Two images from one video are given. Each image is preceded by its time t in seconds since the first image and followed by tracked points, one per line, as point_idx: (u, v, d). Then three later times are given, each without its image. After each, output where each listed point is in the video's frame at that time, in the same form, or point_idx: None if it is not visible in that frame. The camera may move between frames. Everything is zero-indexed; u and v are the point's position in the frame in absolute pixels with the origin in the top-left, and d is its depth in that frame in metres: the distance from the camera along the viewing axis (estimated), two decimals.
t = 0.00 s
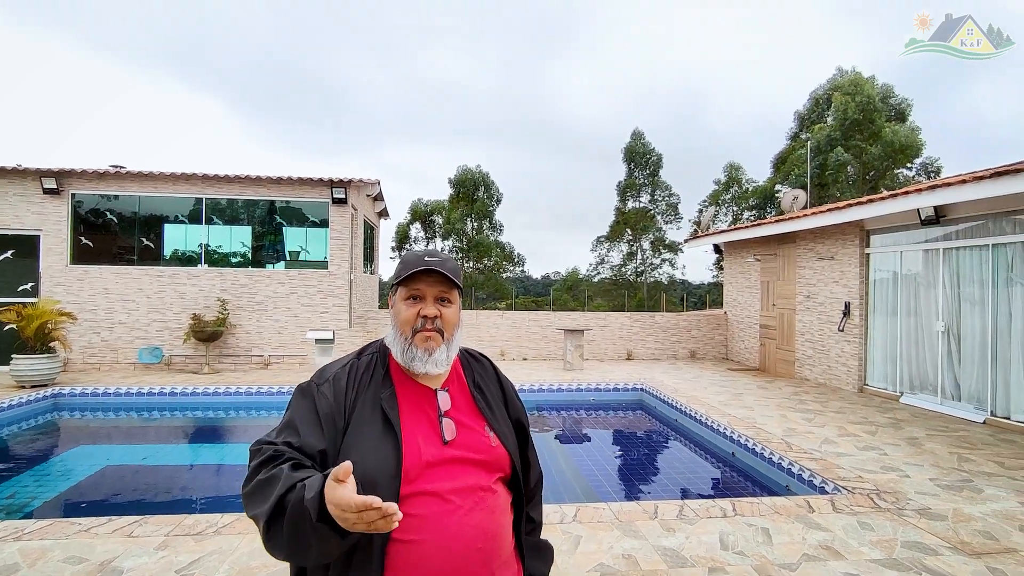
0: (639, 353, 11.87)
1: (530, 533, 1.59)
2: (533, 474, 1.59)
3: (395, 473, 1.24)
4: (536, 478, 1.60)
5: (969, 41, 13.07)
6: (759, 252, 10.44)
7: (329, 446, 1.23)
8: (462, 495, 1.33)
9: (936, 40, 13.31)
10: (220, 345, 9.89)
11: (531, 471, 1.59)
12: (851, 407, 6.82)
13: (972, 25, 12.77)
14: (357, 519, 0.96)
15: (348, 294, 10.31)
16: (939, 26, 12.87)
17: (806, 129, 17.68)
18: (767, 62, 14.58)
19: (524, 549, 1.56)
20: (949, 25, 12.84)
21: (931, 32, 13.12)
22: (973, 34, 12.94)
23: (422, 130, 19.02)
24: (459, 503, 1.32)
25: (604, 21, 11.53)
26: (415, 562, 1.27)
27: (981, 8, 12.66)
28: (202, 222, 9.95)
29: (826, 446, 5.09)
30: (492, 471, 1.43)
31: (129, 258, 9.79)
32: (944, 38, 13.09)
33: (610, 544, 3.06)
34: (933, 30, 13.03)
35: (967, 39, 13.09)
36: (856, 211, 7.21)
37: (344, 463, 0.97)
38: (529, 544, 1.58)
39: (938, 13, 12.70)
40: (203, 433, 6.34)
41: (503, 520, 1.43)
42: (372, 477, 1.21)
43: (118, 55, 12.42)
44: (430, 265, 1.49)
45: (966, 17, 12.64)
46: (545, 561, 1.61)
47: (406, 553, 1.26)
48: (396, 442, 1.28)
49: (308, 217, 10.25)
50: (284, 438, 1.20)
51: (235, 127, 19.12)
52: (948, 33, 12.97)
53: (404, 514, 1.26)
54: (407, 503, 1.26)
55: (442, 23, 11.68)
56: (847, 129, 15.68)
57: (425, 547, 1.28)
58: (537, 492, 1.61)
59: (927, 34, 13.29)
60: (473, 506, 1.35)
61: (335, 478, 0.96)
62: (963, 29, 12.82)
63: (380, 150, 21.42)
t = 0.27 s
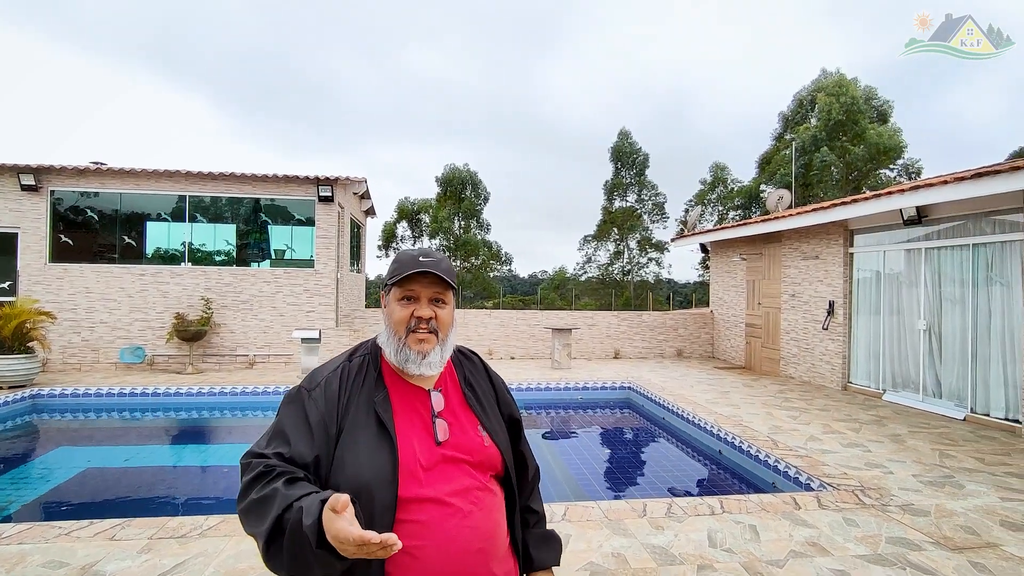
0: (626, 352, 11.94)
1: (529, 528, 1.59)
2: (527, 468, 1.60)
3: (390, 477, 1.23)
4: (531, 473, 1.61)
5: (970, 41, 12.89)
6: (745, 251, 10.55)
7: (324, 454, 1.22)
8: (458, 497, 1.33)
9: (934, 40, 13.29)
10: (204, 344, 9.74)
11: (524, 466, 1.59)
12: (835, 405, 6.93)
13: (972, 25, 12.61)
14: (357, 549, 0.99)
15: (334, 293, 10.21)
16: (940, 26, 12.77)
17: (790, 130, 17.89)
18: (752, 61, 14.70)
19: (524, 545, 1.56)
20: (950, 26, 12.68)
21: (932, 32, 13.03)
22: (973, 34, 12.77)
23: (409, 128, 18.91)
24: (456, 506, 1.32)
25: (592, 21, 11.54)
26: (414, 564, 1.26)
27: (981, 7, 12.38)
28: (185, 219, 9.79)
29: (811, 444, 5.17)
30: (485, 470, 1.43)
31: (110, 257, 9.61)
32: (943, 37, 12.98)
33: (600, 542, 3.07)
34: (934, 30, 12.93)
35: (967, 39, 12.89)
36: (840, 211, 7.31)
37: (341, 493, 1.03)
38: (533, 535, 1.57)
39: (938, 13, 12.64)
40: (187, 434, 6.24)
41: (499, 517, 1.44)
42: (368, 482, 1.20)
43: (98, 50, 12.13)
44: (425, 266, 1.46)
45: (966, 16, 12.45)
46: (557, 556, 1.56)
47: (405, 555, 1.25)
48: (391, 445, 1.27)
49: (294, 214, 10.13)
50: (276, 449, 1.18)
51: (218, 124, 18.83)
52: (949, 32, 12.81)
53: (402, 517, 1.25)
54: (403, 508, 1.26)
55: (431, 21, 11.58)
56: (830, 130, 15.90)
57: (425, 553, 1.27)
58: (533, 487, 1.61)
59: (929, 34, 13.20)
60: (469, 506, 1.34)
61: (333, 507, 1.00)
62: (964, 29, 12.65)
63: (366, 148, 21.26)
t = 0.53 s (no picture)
0: (614, 351, 12.00)
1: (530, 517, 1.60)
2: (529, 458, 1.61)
3: (401, 463, 1.23)
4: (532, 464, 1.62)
5: (970, 40, 13.10)
6: (731, 251, 10.67)
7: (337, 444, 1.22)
8: (467, 486, 1.33)
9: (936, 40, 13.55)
10: (189, 343, 9.60)
11: (526, 457, 1.60)
12: (820, 402, 7.04)
13: (973, 25, 12.79)
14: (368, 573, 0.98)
15: (321, 292, 10.12)
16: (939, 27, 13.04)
17: (775, 130, 18.12)
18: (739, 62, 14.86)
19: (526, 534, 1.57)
20: (949, 25, 12.93)
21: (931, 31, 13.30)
22: (973, 34, 12.99)
23: (398, 126, 18.81)
24: (466, 495, 1.32)
25: (584, 20, 11.56)
26: (426, 550, 1.26)
27: (982, 9, 12.67)
28: (168, 217, 9.63)
29: (797, 441, 5.24)
30: (492, 458, 1.44)
31: (92, 255, 9.42)
32: (944, 37, 13.18)
33: (590, 541, 3.08)
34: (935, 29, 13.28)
35: (967, 39, 13.10)
36: (825, 211, 7.41)
37: (351, 517, 1.02)
38: (529, 528, 1.57)
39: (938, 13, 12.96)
40: (171, 434, 6.15)
41: (506, 503, 1.44)
42: (379, 468, 1.20)
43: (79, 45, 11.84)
44: (430, 262, 1.45)
45: (966, 16, 12.65)
46: (548, 551, 1.58)
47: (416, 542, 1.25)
48: (400, 432, 1.26)
49: (280, 212, 10.02)
50: (288, 442, 1.17)
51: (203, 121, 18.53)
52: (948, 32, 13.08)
53: (413, 502, 1.25)
54: (415, 497, 1.25)
55: (423, 19, 11.50)
56: (814, 131, 16.16)
57: (436, 542, 1.27)
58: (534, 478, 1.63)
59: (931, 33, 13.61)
60: (478, 491, 1.34)
61: (345, 532, 0.99)
62: (964, 29, 12.82)
63: (354, 145, 21.08)
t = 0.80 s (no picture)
0: (602, 350, 12.05)
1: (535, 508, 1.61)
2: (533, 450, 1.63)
3: (414, 446, 1.23)
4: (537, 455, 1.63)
5: (970, 40, 13.24)
6: (718, 250, 10.76)
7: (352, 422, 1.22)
8: (478, 466, 1.33)
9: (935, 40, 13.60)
10: (172, 343, 9.44)
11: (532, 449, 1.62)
12: (805, 400, 7.13)
13: (973, 25, 12.86)
14: (370, 420, 0.95)
15: (308, 291, 10.02)
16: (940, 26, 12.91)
17: (760, 131, 18.31)
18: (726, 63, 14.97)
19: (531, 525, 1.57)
20: (949, 26, 12.83)
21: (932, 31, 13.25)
22: (973, 34, 13.12)
23: (385, 124, 18.68)
24: (478, 475, 1.32)
25: (574, 20, 11.55)
26: (438, 530, 1.25)
27: (981, 9, 12.62)
28: (151, 215, 9.46)
29: (783, 439, 5.31)
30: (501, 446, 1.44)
31: (72, 253, 9.24)
32: (944, 37, 13.20)
33: (581, 539, 3.09)
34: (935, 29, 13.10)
35: (966, 39, 13.22)
36: (811, 211, 7.50)
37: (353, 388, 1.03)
38: (536, 514, 1.60)
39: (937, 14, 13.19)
40: (155, 435, 6.05)
41: (513, 489, 1.44)
42: (395, 446, 1.20)
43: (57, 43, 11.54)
44: (445, 262, 1.46)
45: (966, 17, 12.56)
46: (555, 536, 1.61)
47: (429, 520, 1.24)
48: (414, 414, 1.28)
49: (265, 211, 9.90)
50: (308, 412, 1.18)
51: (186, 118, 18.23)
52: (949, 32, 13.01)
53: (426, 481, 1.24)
54: (428, 476, 1.25)
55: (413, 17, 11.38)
56: (798, 131, 16.39)
57: (448, 519, 1.26)
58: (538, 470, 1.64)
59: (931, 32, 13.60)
60: (488, 474, 1.35)
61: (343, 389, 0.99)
62: (964, 29, 12.89)
63: (341, 143, 20.93)
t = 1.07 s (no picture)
0: (590, 349, 12.10)
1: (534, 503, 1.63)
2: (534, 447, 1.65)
3: (422, 439, 1.24)
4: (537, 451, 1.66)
5: (970, 40, 13.45)
6: (705, 250, 10.85)
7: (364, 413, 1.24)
8: (482, 459, 1.35)
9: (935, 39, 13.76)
10: (157, 343, 9.29)
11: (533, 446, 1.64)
12: (791, 398, 7.23)
13: (974, 25, 13.00)
14: (379, 376, 1.04)
15: (295, 290, 9.92)
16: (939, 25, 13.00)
17: (747, 132, 18.51)
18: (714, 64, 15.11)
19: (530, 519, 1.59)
20: (949, 26, 12.95)
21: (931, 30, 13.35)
22: (974, 33, 13.31)
23: (373, 123, 18.56)
24: (482, 468, 1.33)
25: (566, 20, 11.56)
26: (442, 519, 1.26)
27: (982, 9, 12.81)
28: (135, 214, 9.30)
29: (770, 436, 5.38)
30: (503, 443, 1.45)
31: (53, 252, 9.06)
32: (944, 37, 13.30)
33: (571, 537, 3.10)
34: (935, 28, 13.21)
35: (967, 38, 13.47)
36: (796, 211, 7.59)
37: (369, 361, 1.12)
38: (537, 506, 1.63)
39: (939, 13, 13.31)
40: (138, 437, 5.95)
41: (514, 485, 1.46)
42: (402, 438, 1.21)
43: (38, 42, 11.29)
44: (457, 266, 1.46)
45: (966, 17, 12.74)
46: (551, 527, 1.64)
47: (433, 512, 1.25)
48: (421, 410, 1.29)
49: (251, 209, 9.78)
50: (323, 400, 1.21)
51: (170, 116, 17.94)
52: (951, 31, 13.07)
53: (432, 475, 1.25)
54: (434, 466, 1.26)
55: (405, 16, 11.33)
56: (783, 132, 16.63)
57: (453, 508, 1.27)
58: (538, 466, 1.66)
59: (931, 33, 13.77)
60: (491, 468, 1.36)
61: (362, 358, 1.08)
62: (964, 29, 13.04)
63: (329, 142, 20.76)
